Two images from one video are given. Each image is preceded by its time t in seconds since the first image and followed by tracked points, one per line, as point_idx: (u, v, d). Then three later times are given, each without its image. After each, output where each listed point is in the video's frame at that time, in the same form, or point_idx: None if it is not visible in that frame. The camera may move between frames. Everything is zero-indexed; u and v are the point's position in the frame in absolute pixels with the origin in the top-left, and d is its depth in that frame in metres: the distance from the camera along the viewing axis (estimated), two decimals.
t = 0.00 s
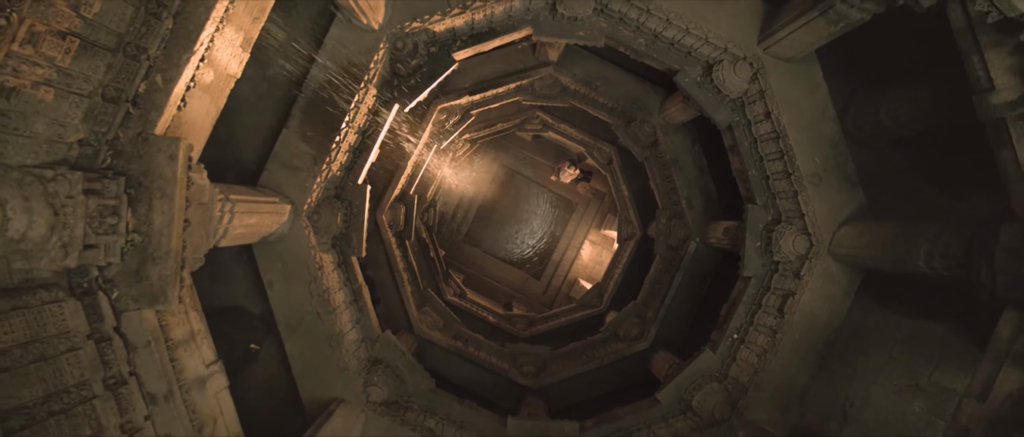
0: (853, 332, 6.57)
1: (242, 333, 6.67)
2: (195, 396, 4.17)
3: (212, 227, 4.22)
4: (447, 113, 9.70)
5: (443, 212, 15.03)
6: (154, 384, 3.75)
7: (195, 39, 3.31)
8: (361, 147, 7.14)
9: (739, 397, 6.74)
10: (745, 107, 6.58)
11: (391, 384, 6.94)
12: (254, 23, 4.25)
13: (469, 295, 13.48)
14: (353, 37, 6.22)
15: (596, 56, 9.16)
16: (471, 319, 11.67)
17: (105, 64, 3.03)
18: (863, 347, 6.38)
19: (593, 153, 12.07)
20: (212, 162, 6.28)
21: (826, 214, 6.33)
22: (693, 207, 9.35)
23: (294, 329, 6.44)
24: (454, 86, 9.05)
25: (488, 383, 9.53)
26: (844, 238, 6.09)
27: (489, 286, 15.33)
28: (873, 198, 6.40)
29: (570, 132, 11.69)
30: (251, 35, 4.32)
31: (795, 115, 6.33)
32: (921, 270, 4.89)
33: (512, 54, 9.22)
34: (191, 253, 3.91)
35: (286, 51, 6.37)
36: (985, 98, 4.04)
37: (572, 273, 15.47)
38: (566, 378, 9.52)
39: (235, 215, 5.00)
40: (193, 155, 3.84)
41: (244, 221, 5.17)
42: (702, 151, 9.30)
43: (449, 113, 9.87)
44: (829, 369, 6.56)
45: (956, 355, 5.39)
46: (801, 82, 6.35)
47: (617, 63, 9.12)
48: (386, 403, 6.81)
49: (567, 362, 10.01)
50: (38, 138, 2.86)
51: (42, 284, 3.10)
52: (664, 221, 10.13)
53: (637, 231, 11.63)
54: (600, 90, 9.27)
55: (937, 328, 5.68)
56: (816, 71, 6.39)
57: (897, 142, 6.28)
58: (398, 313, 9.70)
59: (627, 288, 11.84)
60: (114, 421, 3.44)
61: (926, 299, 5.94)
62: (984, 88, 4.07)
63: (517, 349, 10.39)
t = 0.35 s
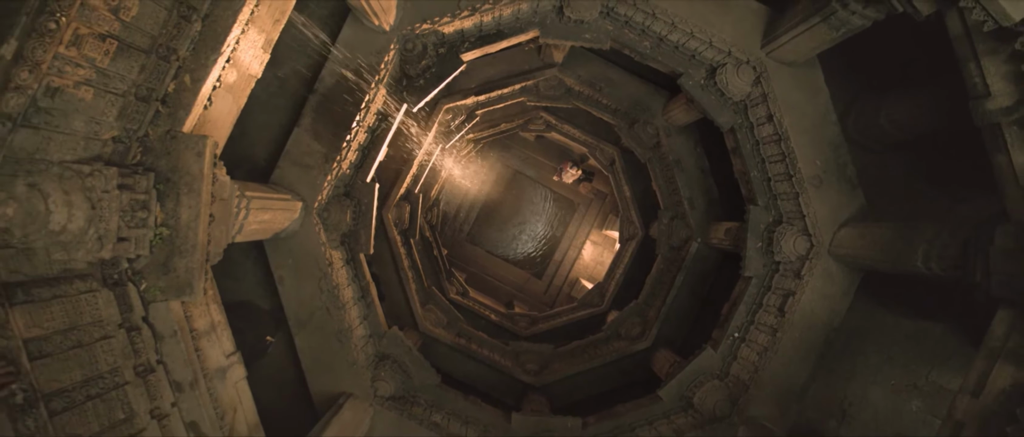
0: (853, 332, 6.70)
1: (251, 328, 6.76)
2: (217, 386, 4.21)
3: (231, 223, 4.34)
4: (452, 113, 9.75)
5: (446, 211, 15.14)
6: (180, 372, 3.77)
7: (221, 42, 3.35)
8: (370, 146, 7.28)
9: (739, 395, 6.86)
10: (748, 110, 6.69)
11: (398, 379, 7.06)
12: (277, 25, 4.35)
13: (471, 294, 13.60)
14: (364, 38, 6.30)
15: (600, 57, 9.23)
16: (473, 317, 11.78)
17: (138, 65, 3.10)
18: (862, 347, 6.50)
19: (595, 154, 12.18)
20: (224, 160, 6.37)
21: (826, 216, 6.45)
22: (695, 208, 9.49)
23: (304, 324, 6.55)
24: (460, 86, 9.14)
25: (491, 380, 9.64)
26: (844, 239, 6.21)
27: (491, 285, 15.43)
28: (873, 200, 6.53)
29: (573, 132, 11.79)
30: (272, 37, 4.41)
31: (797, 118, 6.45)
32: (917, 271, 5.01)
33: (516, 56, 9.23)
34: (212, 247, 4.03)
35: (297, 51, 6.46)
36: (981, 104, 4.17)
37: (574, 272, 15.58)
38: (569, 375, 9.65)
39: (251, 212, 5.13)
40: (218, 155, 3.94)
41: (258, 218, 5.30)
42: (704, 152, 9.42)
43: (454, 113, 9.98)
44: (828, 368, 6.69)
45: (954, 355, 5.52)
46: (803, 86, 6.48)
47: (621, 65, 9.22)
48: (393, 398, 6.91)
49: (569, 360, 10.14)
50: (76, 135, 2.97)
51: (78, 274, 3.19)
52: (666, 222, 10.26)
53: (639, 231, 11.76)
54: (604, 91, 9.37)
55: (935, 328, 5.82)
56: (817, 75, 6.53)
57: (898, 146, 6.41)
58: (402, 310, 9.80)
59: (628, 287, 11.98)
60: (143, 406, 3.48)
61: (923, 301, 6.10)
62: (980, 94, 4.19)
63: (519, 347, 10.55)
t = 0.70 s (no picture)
0: (852, 331, 6.85)
1: (261, 322, 6.86)
2: (237, 375, 4.18)
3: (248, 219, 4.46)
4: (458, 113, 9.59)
5: (450, 210, 15.25)
6: (204, 360, 3.83)
7: (247, 42, 3.45)
8: (379, 145, 7.41)
9: (740, 392, 6.99)
10: (750, 113, 6.82)
11: (404, 374, 7.18)
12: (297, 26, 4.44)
13: (474, 293, 13.71)
14: (375, 38, 6.41)
15: (602, 58, 9.36)
16: (476, 315, 11.91)
17: (169, 65, 3.22)
18: (861, 347, 6.63)
19: (598, 155, 12.29)
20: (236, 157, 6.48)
21: (826, 217, 6.58)
22: (697, 209, 9.63)
23: (314, 319, 6.66)
24: (467, 86, 9.06)
25: (494, 377, 9.74)
26: (844, 240, 6.35)
27: (493, 284, 15.54)
28: (873, 202, 6.67)
29: (575, 133, 11.88)
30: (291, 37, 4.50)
31: (798, 121, 6.57)
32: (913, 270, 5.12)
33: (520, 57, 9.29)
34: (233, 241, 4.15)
35: (309, 51, 6.58)
36: (976, 110, 4.30)
37: (575, 272, 15.68)
38: (571, 373, 9.77)
39: (266, 208, 5.27)
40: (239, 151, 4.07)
41: (272, 214, 5.42)
42: (706, 154, 9.56)
43: (460, 114, 9.85)
44: (827, 367, 6.84)
45: (952, 356, 5.58)
46: (804, 90, 6.61)
47: (624, 66, 9.34)
48: (400, 392, 6.96)
49: (571, 358, 10.26)
50: (111, 133, 3.13)
51: (110, 264, 3.29)
52: (667, 222, 10.39)
53: (640, 231, 11.90)
54: (608, 92, 9.48)
55: (932, 328, 5.97)
56: (818, 79, 6.66)
57: (897, 149, 6.56)
58: (407, 308, 9.89)
59: (629, 287, 12.12)
60: (171, 393, 3.55)
61: (921, 302, 6.26)
62: (976, 100, 4.31)
63: (521, 345, 10.71)
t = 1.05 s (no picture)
0: (851, 330, 7.00)
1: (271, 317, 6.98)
2: (257, 366, 4.09)
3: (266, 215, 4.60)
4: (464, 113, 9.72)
5: (453, 209, 15.36)
6: (229, 349, 3.81)
7: (272, 45, 3.53)
8: (388, 143, 7.56)
9: (740, 389, 7.13)
10: (752, 115, 6.96)
11: (411, 369, 7.31)
12: (316, 26, 4.52)
13: (477, 291, 13.83)
14: (387, 40, 6.49)
15: (608, 61, 9.50)
16: (478, 313, 12.04)
17: (199, 66, 3.32)
18: (859, 346, 6.78)
19: (600, 155, 12.40)
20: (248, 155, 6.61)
21: (826, 218, 6.72)
22: (699, 210, 9.78)
23: (323, 314, 6.78)
24: (473, 87, 9.13)
25: (498, 374, 9.86)
26: (843, 241, 6.49)
27: (495, 283, 15.65)
28: (871, 204, 6.82)
29: (579, 134, 11.97)
30: (310, 37, 4.58)
31: (800, 124, 6.70)
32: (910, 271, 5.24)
33: (524, 59, 9.37)
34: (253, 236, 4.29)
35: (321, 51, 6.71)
36: (971, 115, 4.42)
37: (576, 272, 15.80)
38: (573, 370, 9.90)
39: (281, 204, 5.41)
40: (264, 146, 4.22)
41: (286, 210, 5.56)
42: (708, 155, 9.70)
43: (466, 113, 9.92)
44: (825, 366, 6.99)
45: (948, 356, 5.72)
46: (806, 93, 6.73)
47: (628, 68, 9.47)
48: (407, 386, 7.09)
49: (573, 356, 10.39)
50: (145, 130, 3.24)
51: (143, 256, 3.40)
52: (669, 222, 10.53)
53: (642, 232, 12.05)
54: (611, 94, 9.61)
55: (928, 328, 6.11)
56: (820, 83, 6.78)
57: (896, 153, 6.70)
58: (412, 305, 10.01)
59: (630, 287, 12.27)
60: (199, 380, 3.53)
61: (918, 303, 6.39)
62: (971, 105, 4.44)
63: (524, 342, 10.83)
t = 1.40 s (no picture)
0: (849, 330, 7.14)
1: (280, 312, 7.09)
2: (274, 356, 4.08)
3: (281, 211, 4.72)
4: (469, 113, 9.80)
5: (455, 209, 15.47)
6: (249, 340, 3.77)
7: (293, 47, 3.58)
8: (396, 142, 7.71)
9: (740, 386, 7.27)
10: (754, 118, 7.09)
11: (417, 364, 7.45)
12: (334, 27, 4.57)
13: (479, 290, 13.95)
14: (397, 41, 6.57)
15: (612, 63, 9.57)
16: (480, 312, 12.11)
17: (225, 66, 3.38)
18: (857, 346, 6.92)
19: (602, 156, 12.50)
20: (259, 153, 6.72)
21: (826, 220, 6.84)
22: (700, 210, 9.90)
23: (331, 309, 6.88)
24: (478, 87, 9.08)
25: (500, 371, 9.96)
26: (843, 241, 6.61)
27: (497, 282, 15.78)
28: (869, 206, 6.96)
29: (581, 134, 12.03)
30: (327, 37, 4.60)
31: (801, 127, 6.81)
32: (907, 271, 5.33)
33: (532, 60, 9.27)
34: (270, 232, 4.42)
35: (331, 51, 6.82)
36: (967, 119, 4.54)
37: (577, 272, 15.93)
38: (575, 368, 10.02)
39: (294, 201, 5.54)
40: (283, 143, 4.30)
41: (298, 207, 5.69)
42: (710, 156, 9.84)
43: (471, 113, 9.93)
44: (823, 364, 7.13)
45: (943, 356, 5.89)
46: (807, 97, 6.85)
47: (632, 70, 9.58)
48: (413, 381, 7.22)
49: (574, 354, 10.50)
50: (173, 127, 3.28)
51: (168, 248, 3.38)
52: (671, 223, 10.65)
53: (643, 232, 12.20)
54: (615, 95, 9.71)
55: (924, 328, 6.25)
56: (821, 87, 6.90)
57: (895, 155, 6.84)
58: (416, 302, 10.12)
59: (631, 286, 12.41)
60: (220, 368, 3.48)
61: (916, 304, 6.48)
62: (966, 110, 4.56)
63: (526, 340, 10.93)
